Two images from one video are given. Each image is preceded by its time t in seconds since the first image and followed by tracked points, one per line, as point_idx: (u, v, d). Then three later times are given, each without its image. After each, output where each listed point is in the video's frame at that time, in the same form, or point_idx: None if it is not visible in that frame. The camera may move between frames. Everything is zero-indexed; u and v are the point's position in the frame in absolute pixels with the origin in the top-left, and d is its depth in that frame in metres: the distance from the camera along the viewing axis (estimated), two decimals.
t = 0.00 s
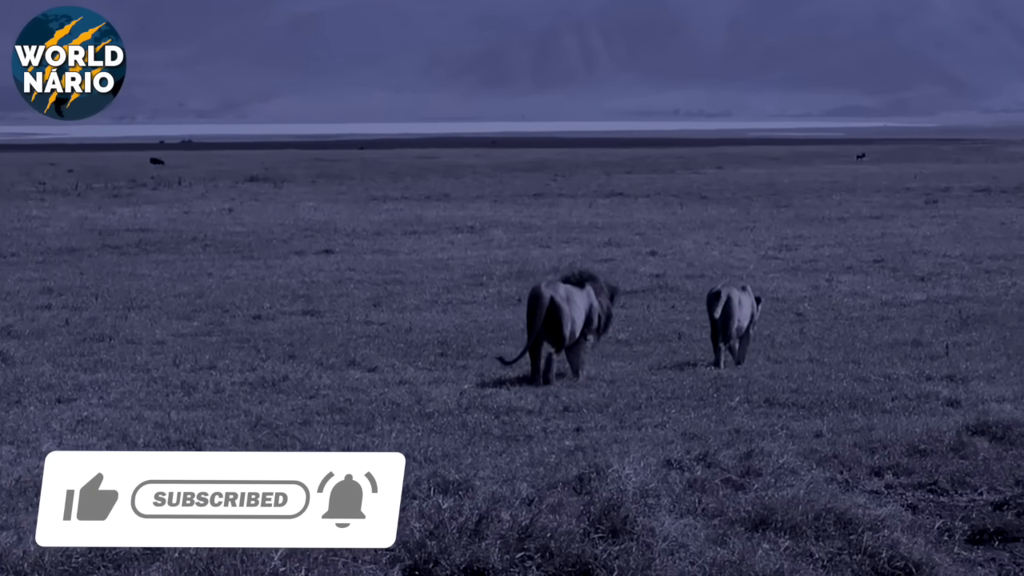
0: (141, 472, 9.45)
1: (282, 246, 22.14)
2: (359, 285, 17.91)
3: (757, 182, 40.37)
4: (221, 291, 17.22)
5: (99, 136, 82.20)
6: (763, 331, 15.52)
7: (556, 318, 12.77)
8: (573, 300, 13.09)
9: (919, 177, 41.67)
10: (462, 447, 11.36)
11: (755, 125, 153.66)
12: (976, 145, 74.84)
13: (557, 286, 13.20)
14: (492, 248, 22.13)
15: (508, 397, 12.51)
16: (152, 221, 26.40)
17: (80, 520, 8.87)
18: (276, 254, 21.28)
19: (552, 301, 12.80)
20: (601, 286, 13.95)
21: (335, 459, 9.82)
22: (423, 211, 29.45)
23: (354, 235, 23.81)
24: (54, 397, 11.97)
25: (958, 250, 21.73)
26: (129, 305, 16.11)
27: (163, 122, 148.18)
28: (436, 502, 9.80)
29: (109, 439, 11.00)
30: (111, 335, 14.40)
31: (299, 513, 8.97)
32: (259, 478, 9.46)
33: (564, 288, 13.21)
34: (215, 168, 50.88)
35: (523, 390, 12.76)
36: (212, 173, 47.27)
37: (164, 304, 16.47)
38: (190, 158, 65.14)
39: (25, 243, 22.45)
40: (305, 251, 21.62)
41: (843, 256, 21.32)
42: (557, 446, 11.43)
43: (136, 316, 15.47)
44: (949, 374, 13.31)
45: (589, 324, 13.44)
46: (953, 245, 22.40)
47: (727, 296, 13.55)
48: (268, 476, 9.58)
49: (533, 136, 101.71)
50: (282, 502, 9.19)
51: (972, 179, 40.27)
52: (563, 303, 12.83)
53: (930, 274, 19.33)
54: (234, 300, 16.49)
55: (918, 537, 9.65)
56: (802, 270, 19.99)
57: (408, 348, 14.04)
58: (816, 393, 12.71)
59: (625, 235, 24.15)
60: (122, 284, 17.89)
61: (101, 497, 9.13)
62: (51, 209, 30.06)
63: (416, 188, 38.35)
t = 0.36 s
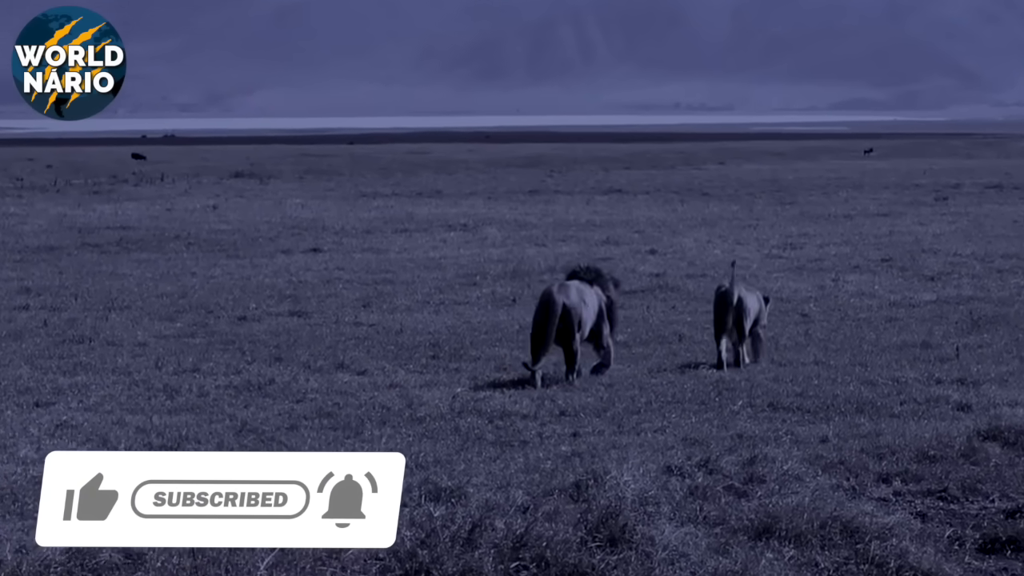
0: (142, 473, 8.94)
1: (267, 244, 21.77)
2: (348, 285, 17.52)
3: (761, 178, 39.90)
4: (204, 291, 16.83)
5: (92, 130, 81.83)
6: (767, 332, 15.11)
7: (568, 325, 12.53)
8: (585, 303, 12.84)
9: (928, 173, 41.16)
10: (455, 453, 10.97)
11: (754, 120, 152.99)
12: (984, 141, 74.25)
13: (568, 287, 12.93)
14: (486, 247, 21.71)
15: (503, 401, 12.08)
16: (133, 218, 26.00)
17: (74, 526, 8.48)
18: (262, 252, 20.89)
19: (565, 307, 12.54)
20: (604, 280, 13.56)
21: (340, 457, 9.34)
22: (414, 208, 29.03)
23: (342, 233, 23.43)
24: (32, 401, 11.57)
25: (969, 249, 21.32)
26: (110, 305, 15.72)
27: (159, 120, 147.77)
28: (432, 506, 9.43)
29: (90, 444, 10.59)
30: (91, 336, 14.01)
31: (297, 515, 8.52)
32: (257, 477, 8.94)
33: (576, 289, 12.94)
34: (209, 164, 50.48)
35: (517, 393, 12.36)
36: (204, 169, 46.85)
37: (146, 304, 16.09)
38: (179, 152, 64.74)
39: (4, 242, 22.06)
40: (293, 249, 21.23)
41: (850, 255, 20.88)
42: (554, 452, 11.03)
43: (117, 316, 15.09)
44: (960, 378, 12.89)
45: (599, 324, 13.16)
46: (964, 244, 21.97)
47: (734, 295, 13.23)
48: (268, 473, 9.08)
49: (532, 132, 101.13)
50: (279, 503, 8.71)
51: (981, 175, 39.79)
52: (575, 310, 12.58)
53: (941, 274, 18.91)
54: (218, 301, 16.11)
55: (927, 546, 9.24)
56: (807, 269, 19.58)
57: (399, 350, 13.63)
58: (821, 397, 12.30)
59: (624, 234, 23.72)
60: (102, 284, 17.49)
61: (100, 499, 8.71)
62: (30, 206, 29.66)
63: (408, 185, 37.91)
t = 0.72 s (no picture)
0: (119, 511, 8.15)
1: (223, 243, 21.34)
2: (305, 285, 17.10)
3: (737, 173, 39.51)
4: (156, 291, 16.42)
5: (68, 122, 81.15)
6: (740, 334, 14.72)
7: (544, 315, 12.16)
8: (564, 294, 12.46)
9: (909, 169, 40.81)
10: (416, 459, 10.59)
11: (740, 112, 152.36)
12: (967, 134, 73.89)
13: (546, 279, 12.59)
14: (452, 245, 21.29)
15: (465, 405, 11.67)
16: (85, 215, 25.53)
17: None
18: (218, 250, 20.47)
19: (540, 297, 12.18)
20: (576, 277, 13.17)
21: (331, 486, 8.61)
22: (376, 204, 28.58)
23: (300, 231, 22.99)
24: None
25: (949, 247, 20.95)
26: (58, 307, 15.31)
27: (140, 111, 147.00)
28: (418, 536, 8.86)
29: (38, 449, 10.39)
30: (38, 339, 13.60)
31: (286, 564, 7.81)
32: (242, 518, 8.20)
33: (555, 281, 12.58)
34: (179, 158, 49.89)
35: (481, 396, 11.95)
36: (172, 164, 46.30)
37: (96, 305, 15.67)
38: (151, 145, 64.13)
39: None
40: (248, 248, 20.79)
41: (827, 253, 20.49)
42: (518, 458, 10.64)
43: (65, 318, 14.68)
44: (940, 381, 12.50)
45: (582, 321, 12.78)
46: (943, 241, 21.60)
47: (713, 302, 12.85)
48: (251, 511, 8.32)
49: (515, 125, 100.70)
50: (274, 549, 8.05)
51: (961, 171, 39.50)
52: (551, 299, 12.21)
53: (920, 273, 18.53)
54: (171, 301, 15.69)
55: (906, 555, 8.83)
56: (783, 268, 19.18)
57: (358, 353, 13.22)
58: (796, 401, 11.90)
59: (593, 231, 23.32)
60: (50, 284, 17.05)
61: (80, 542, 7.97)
62: None
63: (371, 181, 37.41)
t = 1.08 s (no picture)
0: None
1: (182, 235, 20.97)
2: (267, 278, 16.73)
3: (715, 161, 39.15)
4: (112, 285, 16.06)
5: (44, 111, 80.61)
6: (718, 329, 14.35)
7: (522, 311, 11.99)
8: (543, 288, 12.26)
9: (893, 157, 40.46)
10: (383, 459, 10.21)
11: (720, 100, 152.37)
12: (949, 122, 73.60)
13: (525, 273, 12.40)
14: (418, 237, 20.91)
15: (434, 402, 11.29)
16: (40, 206, 25.11)
17: None
18: (176, 243, 20.10)
19: (517, 295, 12.01)
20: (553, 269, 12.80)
21: None
22: (339, 194, 28.17)
23: (262, 222, 22.62)
24: None
25: (935, 238, 20.58)
26: (12, 301, 14.94)
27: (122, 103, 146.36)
28: (384, 538, 8.34)
29: None
30: None
31: None
32: None
33: (534, 275, 12.38)
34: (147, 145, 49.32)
35: (450, 393, 11.56)
36: (141, 151, 45.80)
37: (50, 298, 15.30)
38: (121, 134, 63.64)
39: None
40: (208, 240, 20.42)
41: (808, 245, 20.13)
42: (488, 458, 10.25)
43: (18, 312, 14.31)
44: (925, 377, 12.12)
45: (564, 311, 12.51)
46: (929, 233, 21.24)
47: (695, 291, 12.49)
48: None
49: (494, 113, 100.27)
50: None
51: (944, 159, 39.21)
52: (529, 296, 12.04)
53: (904, 266, 18.16)
54: (128, 295, 15.32)
55: (892, 559, 8.45)
56: (762, 261, 18.81)
57: (323, 348, 12.84)
58: (777, 398, 11.51)
59: (565, 223, 22.92)
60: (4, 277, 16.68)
61: None
62: None
63: (334, 169, 36.92)
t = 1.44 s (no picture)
0: None
1: (144, 229, 20.54)
2: (232, 274, 16.33)
3: (697, 153, 38.73)
4: (73, 281, 15.64)
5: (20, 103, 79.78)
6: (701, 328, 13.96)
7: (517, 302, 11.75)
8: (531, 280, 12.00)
9: (883, 149, 40.07)
10: (354, 462, 9.82)
11: (704, 88, 152.18)
12: (938, 112, 73.18)
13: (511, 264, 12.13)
14: (390, 232, 20.51)
15: (406, 404, 10.89)
16: None
17: None
18: (138, 238, 19.68)
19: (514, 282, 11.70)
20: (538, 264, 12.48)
21: None
22: (307, 187, 27.74)
23: (227, 216, 22.19)
24: None
25: (926, 233, 20.21)
26: None
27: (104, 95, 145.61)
28: (355, 545, 7.96)
29: None
30: None
31: None
32: None
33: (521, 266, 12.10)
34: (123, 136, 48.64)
35: (423, 394, 11.16)
36: (116, 141, 45.15)
37: (8, 295, 14.88)
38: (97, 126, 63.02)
39: None
40: (171, 235, 20.00)
41: (795, 240, 19.75)
42: (463, 461, 9.85)
43: None
44: (917, 378, 11.73)
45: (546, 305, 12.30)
46: (920, 227, 20.86)
47: (692, 290, 12.26)
48: None
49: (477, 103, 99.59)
50: None
51: (933, 151, 38.85)
52: (525, 285, 11.76)
53: (895, 262, 17.77)
54: (88, 292, 14.91)
55: (882, 568, 8.06)
56: (747, 257, 18.41)
57: (291, 347, 12.45)
58: (763, 399, 11.12)
59: (543, 217, 22.51)
60: None
61: None
62: None
63: (301, 161, 36.36)
